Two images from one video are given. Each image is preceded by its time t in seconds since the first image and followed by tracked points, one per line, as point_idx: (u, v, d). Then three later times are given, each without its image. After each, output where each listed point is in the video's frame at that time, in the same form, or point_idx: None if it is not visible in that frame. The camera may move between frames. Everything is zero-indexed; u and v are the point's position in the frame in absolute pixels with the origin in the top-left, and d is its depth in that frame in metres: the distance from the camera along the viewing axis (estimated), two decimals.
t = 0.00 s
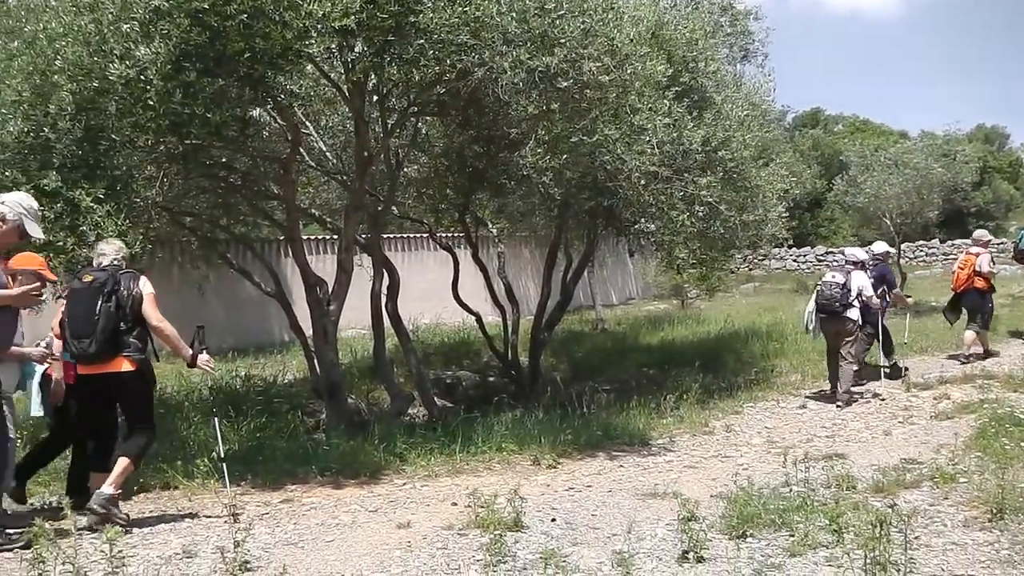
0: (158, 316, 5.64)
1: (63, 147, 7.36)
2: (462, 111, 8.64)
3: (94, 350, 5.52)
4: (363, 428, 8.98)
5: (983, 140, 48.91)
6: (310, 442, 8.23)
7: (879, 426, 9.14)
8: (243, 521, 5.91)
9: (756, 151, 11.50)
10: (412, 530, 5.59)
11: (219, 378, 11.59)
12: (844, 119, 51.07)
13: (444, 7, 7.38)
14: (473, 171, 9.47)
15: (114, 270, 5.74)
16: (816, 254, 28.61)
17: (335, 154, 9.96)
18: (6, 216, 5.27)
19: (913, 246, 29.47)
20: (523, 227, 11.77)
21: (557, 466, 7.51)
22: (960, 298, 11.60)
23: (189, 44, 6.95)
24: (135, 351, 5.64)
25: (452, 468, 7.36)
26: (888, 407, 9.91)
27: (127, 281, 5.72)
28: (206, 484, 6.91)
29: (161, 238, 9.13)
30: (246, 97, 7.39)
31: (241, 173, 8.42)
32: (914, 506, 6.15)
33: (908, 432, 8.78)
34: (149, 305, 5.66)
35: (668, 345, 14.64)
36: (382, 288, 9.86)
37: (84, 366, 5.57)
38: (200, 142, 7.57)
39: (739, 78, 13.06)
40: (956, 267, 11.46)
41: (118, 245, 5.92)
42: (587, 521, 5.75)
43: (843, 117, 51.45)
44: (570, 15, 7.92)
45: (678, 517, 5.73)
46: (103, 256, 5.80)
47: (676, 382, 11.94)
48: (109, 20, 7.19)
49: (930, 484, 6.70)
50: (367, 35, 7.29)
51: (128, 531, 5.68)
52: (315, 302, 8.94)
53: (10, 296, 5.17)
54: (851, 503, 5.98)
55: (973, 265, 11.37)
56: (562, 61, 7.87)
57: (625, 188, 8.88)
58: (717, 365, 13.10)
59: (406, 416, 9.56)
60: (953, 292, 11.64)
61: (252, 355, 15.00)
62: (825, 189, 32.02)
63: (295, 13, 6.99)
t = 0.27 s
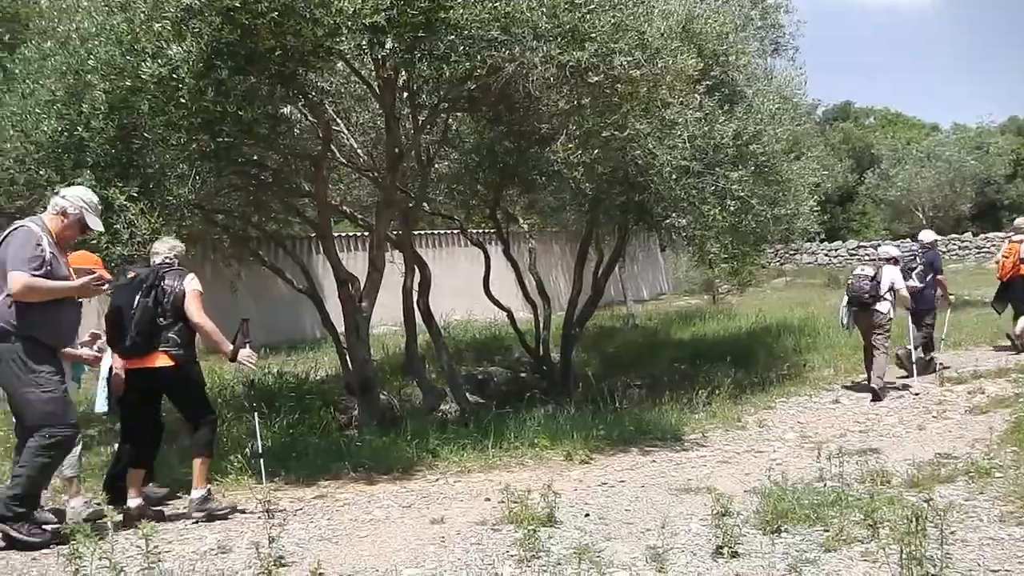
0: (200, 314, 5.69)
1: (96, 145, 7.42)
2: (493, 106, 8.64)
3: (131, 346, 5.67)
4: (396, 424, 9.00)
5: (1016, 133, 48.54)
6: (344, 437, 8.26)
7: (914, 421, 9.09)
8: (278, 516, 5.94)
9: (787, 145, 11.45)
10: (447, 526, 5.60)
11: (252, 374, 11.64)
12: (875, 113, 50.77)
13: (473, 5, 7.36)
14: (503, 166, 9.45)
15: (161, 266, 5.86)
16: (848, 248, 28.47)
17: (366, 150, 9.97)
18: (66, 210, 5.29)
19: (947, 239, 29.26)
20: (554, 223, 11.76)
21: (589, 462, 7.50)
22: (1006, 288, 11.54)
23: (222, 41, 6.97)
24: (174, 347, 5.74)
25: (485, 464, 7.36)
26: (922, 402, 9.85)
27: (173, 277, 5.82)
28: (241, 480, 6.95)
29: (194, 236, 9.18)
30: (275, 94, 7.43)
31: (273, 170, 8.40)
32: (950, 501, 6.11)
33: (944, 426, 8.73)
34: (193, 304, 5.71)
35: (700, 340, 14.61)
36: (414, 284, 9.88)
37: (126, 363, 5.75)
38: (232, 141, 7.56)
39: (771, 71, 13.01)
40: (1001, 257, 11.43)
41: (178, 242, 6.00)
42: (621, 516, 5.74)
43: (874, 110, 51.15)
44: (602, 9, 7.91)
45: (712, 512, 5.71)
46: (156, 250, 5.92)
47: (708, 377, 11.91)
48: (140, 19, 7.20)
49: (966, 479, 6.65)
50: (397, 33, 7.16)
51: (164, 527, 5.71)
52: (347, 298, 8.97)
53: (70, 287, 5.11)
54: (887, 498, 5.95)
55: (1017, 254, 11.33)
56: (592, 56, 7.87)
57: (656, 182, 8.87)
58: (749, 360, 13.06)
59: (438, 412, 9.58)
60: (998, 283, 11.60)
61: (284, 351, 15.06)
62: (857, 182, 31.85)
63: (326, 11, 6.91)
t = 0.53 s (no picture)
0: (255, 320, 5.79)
1: (129, 145, 7.52)
2: (524, 106, 8.63)
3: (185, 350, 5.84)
4: (426, 424, 9.01)
5: None
6: (374, 436, 8.27)
7: (946, 422, 9.03)
8: (309, 516, 5.95)
9: (818, 144, 11.40)
10: (478, 526, 5.60)
11: (282, 373, 11.67)
12: (906, 113, 50.49)
13: (504, 6, 7.33)
14: (533, 166, 9.44)
15: (224, 273, 6.01)
16: (879, 249, 28.32)
17: (397, 150, 9.99)
18: (130, 212, 5.36)
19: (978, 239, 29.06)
20: (584, 223, 11.75)
21: (619, 462, 7.49)
22: None
23: (254, 41, 7.00)
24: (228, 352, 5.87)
25: (515, 464, 7.36)
26: (954, 403, 9.78)
27: (233, 282, 5.96)
28: (272, 479, 6.97)
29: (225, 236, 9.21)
30: (307, 94, 7.42)
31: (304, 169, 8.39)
32: (984, 503, 6.06)
33: (976, 428, 8.66)
34: (247, 310, 5.80)
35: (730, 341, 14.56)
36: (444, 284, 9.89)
37: (184, 365, 5.92)
38: (264, 141, 7.53)
39: (801, 71, 12.96)
40: None
41: (248, 245, 6.17)
42: (652, 517, 5.72)
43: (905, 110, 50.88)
44: (633, 9, 7.92)
45: (743, 514, 5.69)
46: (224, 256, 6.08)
47: (738, 378, 11.87)
48: (171, 20, 7.21)
49: (999, 481, 6.60)
50: (428, 32, 7.14)
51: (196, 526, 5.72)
52: (377, 298, 8.99)
53: (132, 290, 5.16)
54: (919, 500, 5.91)
55: None
56: (623, 56, 7.86)
57: (687, 183, 8.85)
58: (779, 361, 13.01)
59: (468, 412, 9.59)
60: None
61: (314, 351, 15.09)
62: (888, 183, 31.68)
63: (357, 11, 6.92)
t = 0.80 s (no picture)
0: (305, 316, 5.79)
1: (157, 147, 7.53)
2: (550, 108, 8.63)
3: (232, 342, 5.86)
4: (451, 426, 9.02)
5: None
6: (400, 438, 8.28)
7: (972, 427, 8.98)
8: (336, 517, 5.97)
9: (845, 147, 11.36)
10: (504, 528, 5.60)
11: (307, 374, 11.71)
12: (932, 115, 50.25)
13: (531, 7, 7.39)
14: (559, 169, 9.44)
15: (281, 268, 6.02)
16: (905, 252, 28.21)
17: (423, 152, 10.00)
18: (200, 215, 5.43)
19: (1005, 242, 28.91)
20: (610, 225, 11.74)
21: (645, 465, 7.48)
22: None
23: (282, 44, 7.04)
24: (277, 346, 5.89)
25: (540, 466, 7.36)
26: (981, 408, 9.74)
27: (290, 278, 5.95)
28: (298, 480, 6.99)
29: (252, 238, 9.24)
30: (334, 96, 7.43)
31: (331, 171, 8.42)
32: (1011, 508, 6.04)
33: (1003, 433, 8.62)
34: (300, 306, 5.80)
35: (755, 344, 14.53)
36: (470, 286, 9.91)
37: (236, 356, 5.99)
38: (292, 144, 7.51)
39: (828, 73, 12.92)
40: None
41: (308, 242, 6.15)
42: (678, 520, 5.72)
43: (931, 113, 50.65)
44: (660, 11, 7.92)
45: (770, 517, 5.68)
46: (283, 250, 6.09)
47: (764, 381, 11.84)
48: (202, 23, 7.27)
49: None
50: (456, 35, 7.18)
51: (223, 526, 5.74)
52: (403, 300, 9.00)
53: (201, 294, 5.26)
54: (946, 505, 5.88)
55: None
56: (650, 58, 7.85)
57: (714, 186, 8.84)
58: (805, 364, 12.97)
59: (493, 414, 9.59)
60: None
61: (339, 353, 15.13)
62: (914, 185, 31.54)
63: (386, 13, 6.96)
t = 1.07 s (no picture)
0: (345, 321, 5.82)
1: (182, 154, 7.55)
2: (574, 113, 8.63)
3: (277, 348, 5.93)
4: (476, 431, 9.02)
5: None
6: (425, 443, 8.30)
7: (999, 429, 8.93)
8: (363, 521, 5.98)
9: (868, 150, 11.33)
10: (530, 533, 5.60)
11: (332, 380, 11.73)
12: (956, 116, 50.03)
13: (554, 12, 7.38)
14: (583, 173, 9.44)
15: (326, 273, 6.07)
16: (929, 254, 28.08)
17: (447, 158, 10.02)
18: (263, 213, 5.46)
19: None
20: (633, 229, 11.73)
21: (670, 470, 7.47)
22: None
23: (305, 51, 7.07)
24: (321, 351, 5.93)
25: (566, 471, 7.36)
26: (1008, 410, 9.68)
27: (331, 282, 5.98)
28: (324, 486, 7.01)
29: (276, 245, 9.27)
30: (356, 101, 7.51)
31: (354, 177, 8.44)
32: None
33: None
34: (340, 310, 5.83)
35: (780, 348, 14.48)
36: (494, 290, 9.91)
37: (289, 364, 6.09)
38: (315, 150, 7.62)
39: (851, 75, 12.89)
40: None
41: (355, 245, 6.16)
42: (705, 524, 5.71)
43: (955, 114, 50.43)
44: (682, 15, 7.92)
45: (796, 521, 5.66)
46: (329, 254, 6.13)
47: (789, 385, 11.81)
48: (225, 30, 7.29)
49: None
50: (479, 41, 7.23)
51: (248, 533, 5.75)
52: (427, 305, 9.02)
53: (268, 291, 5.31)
54: (974, 508, 5.85)
55: None
56: (673, 62, 7.83)
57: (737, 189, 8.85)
58: (830, 368, 12.93)
59: (518, 419, 9.59)
60: None
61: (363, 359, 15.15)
62: (938, 187, 31.40)
63: (408, 20, 6.97)
